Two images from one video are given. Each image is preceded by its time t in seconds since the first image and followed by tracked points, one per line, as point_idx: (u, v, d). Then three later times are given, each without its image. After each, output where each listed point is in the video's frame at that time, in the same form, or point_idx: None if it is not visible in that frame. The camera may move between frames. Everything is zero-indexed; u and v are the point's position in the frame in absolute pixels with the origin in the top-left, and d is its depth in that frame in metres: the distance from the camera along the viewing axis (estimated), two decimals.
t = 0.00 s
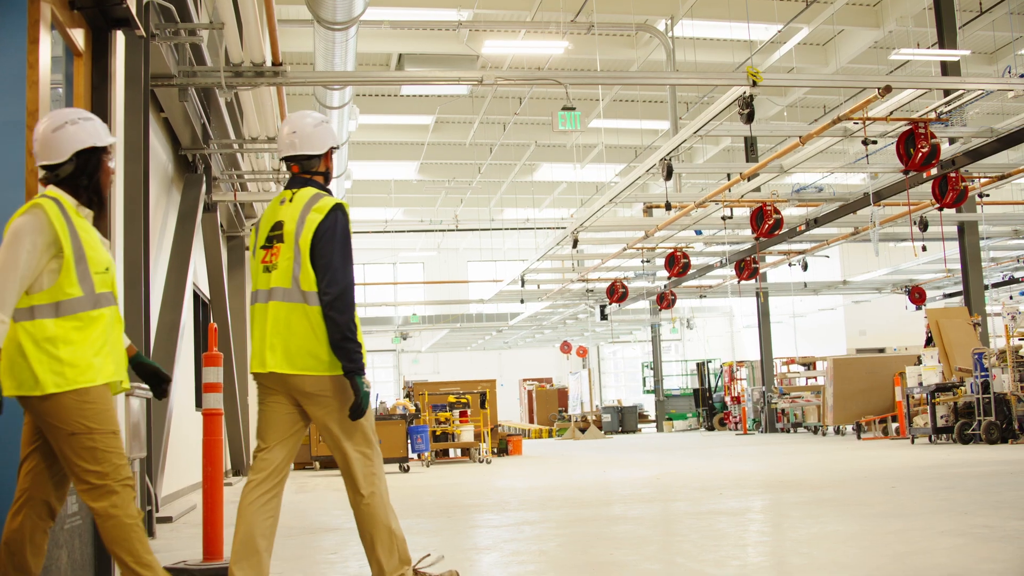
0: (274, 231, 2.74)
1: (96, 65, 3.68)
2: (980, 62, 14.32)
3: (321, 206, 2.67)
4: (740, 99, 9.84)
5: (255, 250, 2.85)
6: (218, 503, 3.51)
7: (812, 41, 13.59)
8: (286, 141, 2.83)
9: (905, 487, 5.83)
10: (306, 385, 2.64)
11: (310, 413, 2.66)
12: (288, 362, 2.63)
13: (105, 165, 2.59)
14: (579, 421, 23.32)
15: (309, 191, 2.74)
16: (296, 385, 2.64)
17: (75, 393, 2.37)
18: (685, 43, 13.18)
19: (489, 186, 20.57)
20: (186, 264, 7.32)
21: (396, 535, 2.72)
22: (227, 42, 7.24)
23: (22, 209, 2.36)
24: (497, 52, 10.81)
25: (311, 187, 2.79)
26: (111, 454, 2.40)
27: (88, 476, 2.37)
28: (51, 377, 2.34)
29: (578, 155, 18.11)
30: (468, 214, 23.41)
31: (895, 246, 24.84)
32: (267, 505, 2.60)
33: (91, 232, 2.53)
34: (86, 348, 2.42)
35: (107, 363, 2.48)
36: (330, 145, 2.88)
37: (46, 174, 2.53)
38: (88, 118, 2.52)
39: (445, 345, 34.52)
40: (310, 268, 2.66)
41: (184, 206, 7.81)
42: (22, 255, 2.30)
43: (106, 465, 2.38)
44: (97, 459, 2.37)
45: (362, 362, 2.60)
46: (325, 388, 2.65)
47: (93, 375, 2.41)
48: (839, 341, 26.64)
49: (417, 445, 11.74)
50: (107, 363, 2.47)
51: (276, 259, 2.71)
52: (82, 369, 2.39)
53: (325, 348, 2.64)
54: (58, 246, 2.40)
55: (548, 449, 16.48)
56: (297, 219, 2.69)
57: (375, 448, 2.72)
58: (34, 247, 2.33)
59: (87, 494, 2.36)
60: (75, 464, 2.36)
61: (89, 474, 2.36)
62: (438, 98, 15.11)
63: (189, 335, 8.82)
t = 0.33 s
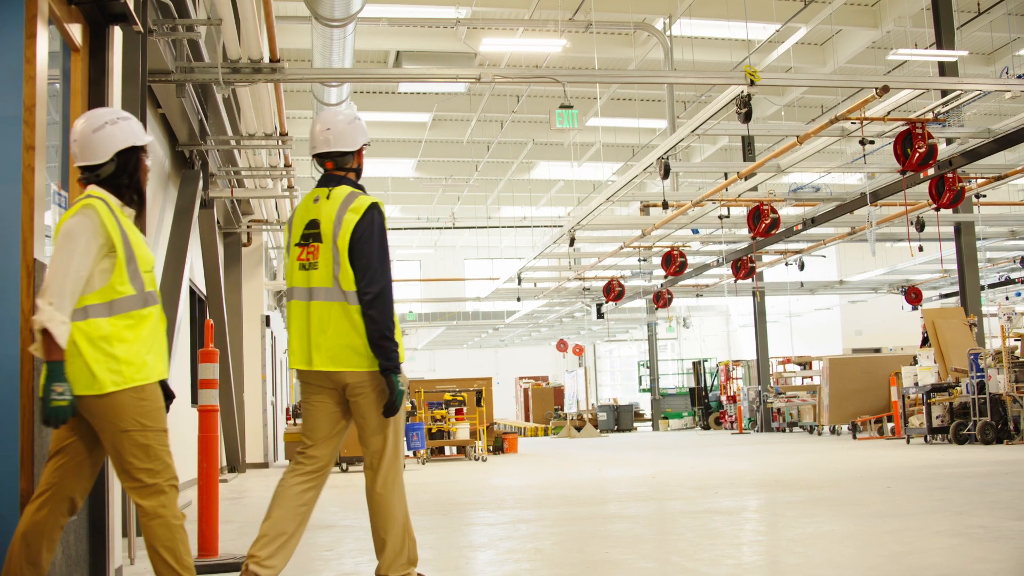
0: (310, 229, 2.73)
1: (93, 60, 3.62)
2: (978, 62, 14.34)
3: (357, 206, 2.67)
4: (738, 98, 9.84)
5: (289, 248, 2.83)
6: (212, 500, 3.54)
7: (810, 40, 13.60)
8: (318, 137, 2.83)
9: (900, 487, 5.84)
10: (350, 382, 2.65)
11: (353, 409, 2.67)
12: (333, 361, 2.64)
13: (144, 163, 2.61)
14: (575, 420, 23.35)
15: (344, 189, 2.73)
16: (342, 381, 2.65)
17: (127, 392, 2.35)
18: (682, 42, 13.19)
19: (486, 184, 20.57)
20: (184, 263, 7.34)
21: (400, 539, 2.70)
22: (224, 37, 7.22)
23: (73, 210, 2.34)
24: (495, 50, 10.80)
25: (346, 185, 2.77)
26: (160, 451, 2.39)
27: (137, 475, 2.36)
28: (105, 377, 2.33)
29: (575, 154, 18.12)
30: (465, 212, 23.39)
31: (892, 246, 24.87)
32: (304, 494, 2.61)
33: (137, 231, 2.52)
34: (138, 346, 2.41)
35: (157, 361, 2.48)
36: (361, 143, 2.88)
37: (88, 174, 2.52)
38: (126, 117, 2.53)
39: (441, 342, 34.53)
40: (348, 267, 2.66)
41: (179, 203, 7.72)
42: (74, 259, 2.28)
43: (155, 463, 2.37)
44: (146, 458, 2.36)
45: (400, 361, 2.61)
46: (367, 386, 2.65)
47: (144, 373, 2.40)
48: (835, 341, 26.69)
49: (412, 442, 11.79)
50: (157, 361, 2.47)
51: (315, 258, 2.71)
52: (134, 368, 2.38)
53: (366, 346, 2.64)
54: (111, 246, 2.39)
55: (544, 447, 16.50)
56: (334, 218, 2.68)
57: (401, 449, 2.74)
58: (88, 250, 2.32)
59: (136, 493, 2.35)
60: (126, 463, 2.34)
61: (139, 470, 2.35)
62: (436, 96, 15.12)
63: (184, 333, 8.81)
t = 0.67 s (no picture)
0: (336, 224, 2.78)
1: (84, 56, 3.59)
2: (970, 64, 14.40)
3: (385, 202, 2.73)
4: (729, 98, 9.84)
5: (312, 242, 2.89)
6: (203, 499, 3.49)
7: (802, 41, 13.63)
8: (342, 135, 2.88)
9: (890, 487, 5.87)
10: (370, 375, 2.67)
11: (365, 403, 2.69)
12: (356, 354, 2.67)
13: (177, 155, 2.65)
14: (565, 419, 23.35)
15: (371, 186, 2.79)
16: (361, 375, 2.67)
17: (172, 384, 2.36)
18: (674, 41, 13.22)
19: (478, 182, 20.56)
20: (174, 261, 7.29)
21: (386, 536, 2.63)
22: (216, 35, 7.22)
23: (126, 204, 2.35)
24: (487, 47, 10.77)
25: (371, 182, 2.83)
26: (196, 445, 2.39)
27: (171, 468, 2.36)
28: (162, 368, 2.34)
29: (567, 153, 18.13)
30: (457, 210, 23.35)
31: (883, 246, 24.96)
32: (346, 482, 2.76)
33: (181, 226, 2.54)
34: (188, 338, 2.42)
35: (202, 353, 2.49)
36: (385, 141, 2.94)
37: (126, 167, 2.55)
38: (159, 111, 2.56)
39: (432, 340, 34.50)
40: (376, 259, 2.70)
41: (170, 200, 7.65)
42: (142, 251, 2.30)
43: (189, 455, 2.38)
44: (182, 450, 2.37)
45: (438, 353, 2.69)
46: (384, 380, 2.67)
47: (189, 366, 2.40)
48: (826, 341, 26.78)
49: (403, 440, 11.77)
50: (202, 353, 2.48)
51: (340, 252, 2.75)
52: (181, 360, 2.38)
53: (395, 339, 2.68)
54: (162, 240, 2.40)
55: (534, 446, 16.50)
56: (363, 214, 2.73)
57: (408, 447, 2.72)
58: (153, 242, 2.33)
59: (166, 485, 2.36)
60: (161, 455, 2.35)
61: (173, 463, 2.35)
62: (428, 94, 15.13)
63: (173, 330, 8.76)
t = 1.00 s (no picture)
0: (347, 223, 2.84)
1: (65, 54, 3.41)
2: (952, 67, 14.54)
3: (399, 201, 2.79)
4: (712, 99, 9.87)
5: (320, 241, 2.94)
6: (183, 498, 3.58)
7: (786, 42, 13.71)
8: (356, 135, 2.94)
9: (871, 488, 5.91)
10: (375, 369, 2.71)
11: (365, 397, 2.71)
12: (364, 348, 2.70)
13: (199, 152, 2.76)
14: (548, 419, 23.35)
15: (381, 188, 2.85)
16: (367, 368, 2.71)
17: (187, 382, 2.46)
18: (658, 43, 13.28)
19: (461, 182, 20.53)
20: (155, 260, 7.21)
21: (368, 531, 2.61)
22: (200, 33, 7.19)
23: (168, 196, 2.47)
24: (470, 46, 10.74)
25: (383, 183, 2.89)
26: (196, 446, 2.47)
27: (171, 465, 2.45)
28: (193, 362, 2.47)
29: (550, 153, 18.14)
30: (441, 210, 23.29)
31: (864, 248, 25.15)
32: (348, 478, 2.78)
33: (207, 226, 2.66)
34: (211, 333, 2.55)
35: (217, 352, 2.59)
36: (396, 144, 3.00)
37: (150, 162, 2.65)
38: (181, 109, 2.67)
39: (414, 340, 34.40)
40: (391, 257, 2.76)
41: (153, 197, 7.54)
42: (199, 244, 2.44)
43: (188, 455, 2.45)
44: (185, 448, 2.45)
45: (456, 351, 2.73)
46: (385, 376, 2.71)
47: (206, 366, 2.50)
48: (808, 342, 26.92)
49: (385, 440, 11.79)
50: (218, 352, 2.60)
51: (351, 249, 2.80)
52: (204, 357, 2.50)
53: (404, 336, 2.73)
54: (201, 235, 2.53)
55: (516, 446, 16.49)
56: (376, 213, 2.80)
57: (403, 445, 2.73)
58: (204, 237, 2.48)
59: (162, 480, 2.43)
60: (162, 450, 2.43)
61: (173, 460, 2.44)
62: (412, 94, 15.10)
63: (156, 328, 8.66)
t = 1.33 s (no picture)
0: (346, 228, 2.91)
1: (37, 52, 3.16)
2: (925, 72, 14.72)
3: (396, 207, 2.85)
4: (687, 102, 9.91)
5: (318, 247, 3.01)
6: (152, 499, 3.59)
7: (761, 46, 13.80)
8: (357, 146, 3.01)
9: (843, 490, 5.95)
10: (371, 371, 2.77)
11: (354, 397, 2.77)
12: (359, 350, 2.77)
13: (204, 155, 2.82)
14: (521, 420, 23.36)
15: (379, 195, 2.91)
16: (361, 368, 2.77)
17: (183, 381, 2.50)
18: (634, 44, 13.39)
19: (436, 183, 20.50)
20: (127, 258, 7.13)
21: (344, 526, 2.64)
22: (174, 31, 7.12)
23: (182, 194, 2.56)
24: (446, 47, 10.73)
25: (381, 190, 2.96)
26: (183, 445, 2.49)
27: (154, 464, 2.47)
28: (195, 361, 2.53)
29: (526, 155, 18.15)
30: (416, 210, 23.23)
31: (837, 251, 25.41)
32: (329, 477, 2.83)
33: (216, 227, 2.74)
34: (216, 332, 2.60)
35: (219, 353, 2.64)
36: (393, 152, 3.06)
37: (159, 161, 2.71)
38: (190, 110, 2.73)
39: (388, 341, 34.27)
40: (389, 261, 2.82)
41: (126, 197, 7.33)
42: (219, 239, 2.54)
43: (174, 454, 2.48)
44: (170, 449, 2.48)
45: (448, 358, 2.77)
46: (378, 379, 2.77)
47: (203, 366, 2.54)
48: (780, 344, 27.14)
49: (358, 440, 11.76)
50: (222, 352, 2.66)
51: (349, 253, 2.88)
52: (208, 355, 2.56)
53: (400, 338, 2.80)
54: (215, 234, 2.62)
55: (489, 447, 16.47)
56: (374, 218, 2.86)
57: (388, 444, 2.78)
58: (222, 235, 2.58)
59: (144, 477, 2.45)
60: (149, 448, 2.47)
61: (158, 458, 2.46)
62: (387, 94, 15.05)
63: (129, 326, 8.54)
